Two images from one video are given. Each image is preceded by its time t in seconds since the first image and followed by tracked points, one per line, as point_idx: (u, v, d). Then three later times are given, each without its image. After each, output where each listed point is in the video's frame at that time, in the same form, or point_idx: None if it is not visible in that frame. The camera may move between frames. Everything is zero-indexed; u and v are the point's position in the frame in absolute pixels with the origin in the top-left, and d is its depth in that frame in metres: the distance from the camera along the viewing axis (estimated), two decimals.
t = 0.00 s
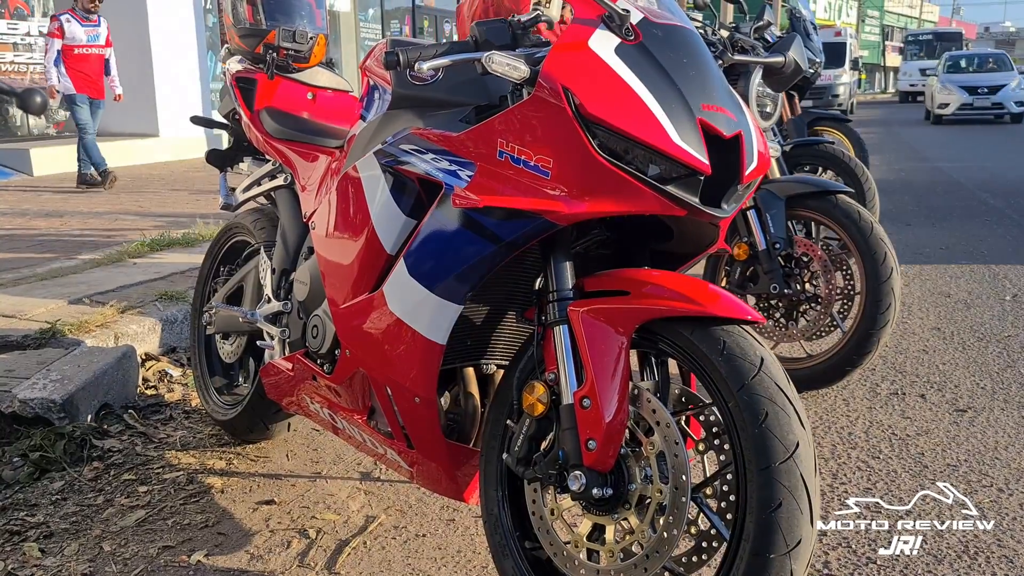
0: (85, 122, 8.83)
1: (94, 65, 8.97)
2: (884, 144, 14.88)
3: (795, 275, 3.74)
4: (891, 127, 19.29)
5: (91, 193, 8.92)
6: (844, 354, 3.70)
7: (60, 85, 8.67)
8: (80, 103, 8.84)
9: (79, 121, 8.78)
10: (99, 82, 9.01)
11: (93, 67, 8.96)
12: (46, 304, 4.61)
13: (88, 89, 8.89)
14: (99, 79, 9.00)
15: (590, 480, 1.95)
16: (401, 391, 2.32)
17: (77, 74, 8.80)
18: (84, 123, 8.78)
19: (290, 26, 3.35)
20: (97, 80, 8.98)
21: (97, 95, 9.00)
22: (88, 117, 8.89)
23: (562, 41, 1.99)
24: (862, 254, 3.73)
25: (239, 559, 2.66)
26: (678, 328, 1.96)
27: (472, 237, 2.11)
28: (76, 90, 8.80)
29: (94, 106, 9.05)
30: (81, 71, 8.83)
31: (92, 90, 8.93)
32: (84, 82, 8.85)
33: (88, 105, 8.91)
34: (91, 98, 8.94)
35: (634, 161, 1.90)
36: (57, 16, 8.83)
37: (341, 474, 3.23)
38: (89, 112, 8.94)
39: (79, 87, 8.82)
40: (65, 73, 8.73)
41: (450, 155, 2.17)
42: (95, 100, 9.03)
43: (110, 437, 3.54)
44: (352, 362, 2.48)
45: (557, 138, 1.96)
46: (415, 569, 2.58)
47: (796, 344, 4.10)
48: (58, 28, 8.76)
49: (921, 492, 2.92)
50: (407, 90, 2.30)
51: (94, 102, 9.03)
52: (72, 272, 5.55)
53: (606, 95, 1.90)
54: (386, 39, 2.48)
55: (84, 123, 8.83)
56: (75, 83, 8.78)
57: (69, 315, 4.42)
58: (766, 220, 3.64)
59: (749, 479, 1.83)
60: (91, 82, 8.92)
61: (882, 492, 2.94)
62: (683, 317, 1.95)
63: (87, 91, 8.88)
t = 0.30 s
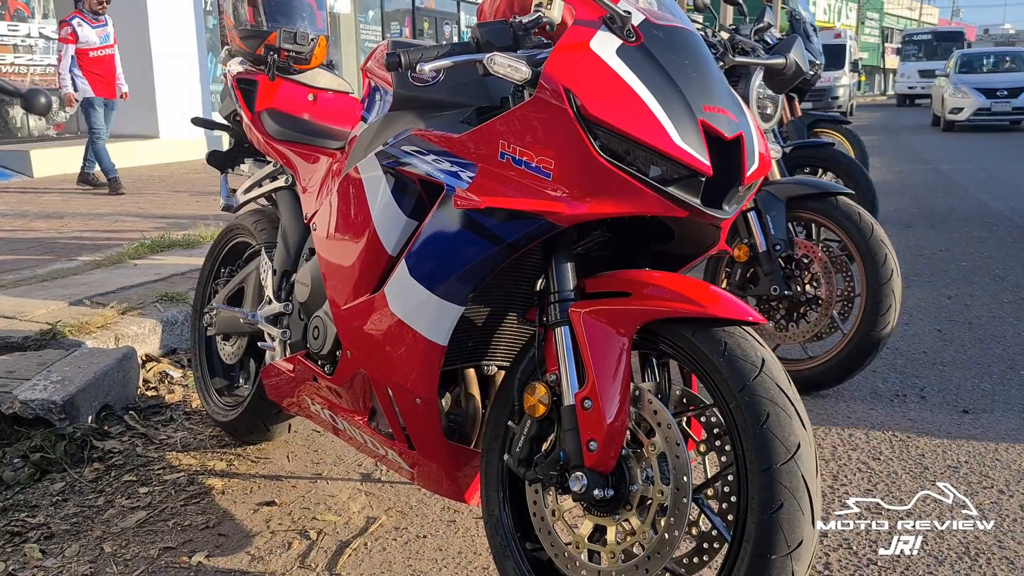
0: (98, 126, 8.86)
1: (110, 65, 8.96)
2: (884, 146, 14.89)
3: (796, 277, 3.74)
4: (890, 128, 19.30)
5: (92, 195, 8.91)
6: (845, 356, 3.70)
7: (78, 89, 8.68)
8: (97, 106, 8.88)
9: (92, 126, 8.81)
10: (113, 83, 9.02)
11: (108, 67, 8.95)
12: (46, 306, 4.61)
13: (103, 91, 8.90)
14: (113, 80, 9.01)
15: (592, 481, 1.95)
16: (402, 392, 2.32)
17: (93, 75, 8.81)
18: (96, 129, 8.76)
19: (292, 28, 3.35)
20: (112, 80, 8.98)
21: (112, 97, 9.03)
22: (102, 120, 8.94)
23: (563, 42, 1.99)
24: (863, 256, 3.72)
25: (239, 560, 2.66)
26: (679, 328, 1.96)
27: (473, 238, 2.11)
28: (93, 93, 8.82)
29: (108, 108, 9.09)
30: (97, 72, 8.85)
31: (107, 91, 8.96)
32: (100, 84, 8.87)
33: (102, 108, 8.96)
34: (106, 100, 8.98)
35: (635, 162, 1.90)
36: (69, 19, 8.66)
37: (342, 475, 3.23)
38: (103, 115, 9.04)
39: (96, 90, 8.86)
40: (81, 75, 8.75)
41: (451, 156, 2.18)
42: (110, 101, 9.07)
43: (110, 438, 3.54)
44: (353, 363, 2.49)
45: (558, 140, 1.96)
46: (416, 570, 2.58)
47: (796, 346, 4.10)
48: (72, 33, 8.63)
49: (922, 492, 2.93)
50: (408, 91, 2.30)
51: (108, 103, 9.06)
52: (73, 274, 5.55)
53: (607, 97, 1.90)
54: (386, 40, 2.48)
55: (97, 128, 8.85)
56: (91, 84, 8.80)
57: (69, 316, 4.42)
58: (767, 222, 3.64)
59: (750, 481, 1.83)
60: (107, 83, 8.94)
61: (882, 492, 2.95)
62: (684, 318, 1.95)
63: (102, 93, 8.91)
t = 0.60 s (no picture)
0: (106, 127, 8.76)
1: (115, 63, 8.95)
2: (884, 148, 14.89)
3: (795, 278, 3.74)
4: (891, 130, 19.30)
5: (92, 197, 8.91)
6: (845, 357, 3.71)
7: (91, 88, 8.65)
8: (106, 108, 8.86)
9: (99, 128, 8.70)
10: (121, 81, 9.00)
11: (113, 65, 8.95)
12: (47, 308, 4.62)
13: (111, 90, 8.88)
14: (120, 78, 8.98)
15: (592, 483, 1.95)
16: (403, 394, 2.33)
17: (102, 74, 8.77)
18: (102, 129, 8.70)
19: (292, 32, 3.37)
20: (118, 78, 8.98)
21: (121, 95, 9.00)
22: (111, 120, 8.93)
23: (563, 44, 2.00)
24: (863, 258, 3.72)
25: (240, 562, 2.66)
26: (679, 329, 1.97)
27: (474, 240, 2.11)
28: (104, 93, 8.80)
29: (119, 106, 9.05)
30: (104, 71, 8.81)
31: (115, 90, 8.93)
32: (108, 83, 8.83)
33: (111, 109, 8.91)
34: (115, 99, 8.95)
35: (635, 164, 1.91)
36: (70, 20, 8.65)
37: (344, 476, 3.24)
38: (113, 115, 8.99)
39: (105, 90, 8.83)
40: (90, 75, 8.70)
41: (451, 158, 2.18)
42: (120, 100, 9.04)
43: (111, 440, 3.54)
44: (353, 365, 2.49)
45: (558, 141, 1.97)
46: (417, 571, 2.59)
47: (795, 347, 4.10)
48: (75, 33, 8.60)
49: (922, 493, 2.94)
50: (409, 93, 2.30)
51: (119, 102, 9.03)
52: (73, 276, 5.56)
53: (607, 98, 1.91)
54: (386, 43, 2.49)
55: (105, 129, 8.77)
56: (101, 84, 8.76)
57: (70, 318, 4.42)
58: (767, 224, 3.65)
59: (751, 482, 1.83)
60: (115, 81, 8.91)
61: (883, 492, 2.96)
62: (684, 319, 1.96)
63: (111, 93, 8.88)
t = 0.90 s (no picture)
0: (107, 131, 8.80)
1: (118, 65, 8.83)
2: (883, 151, 14.91)
3: (794, 281, 3.74)
4: (889, 133, 19.31)
5: (92, 200, 8.91)
6: (843, 359, 3.70)
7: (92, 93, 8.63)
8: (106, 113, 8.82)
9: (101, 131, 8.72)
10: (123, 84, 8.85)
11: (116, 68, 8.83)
12: (46, 310, 4.62)
13: (112, 94, 8.76)
14: (123, 80, 8.84)
15: (591, 485, 1.95)
16: (401, 397, 2.33)
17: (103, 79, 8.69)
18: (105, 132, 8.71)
19: (291, 34, 3.38)
20: (121, 80, 8.84)
21: (124, 99, 8.86)
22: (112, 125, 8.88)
23: (562, 47, 2.00)
24: (861, 260, 3.73)
25: (239, 564, 2.66)
26: (678, 332, 1.97)
27: (473, 242, 2.11)
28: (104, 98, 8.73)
29: (125, 109, 8.93)
30: (105, 76, 8.71)
31: (117, 93, 8.80)
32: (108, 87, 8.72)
33: (111, 114, 8.83)
34: (118, 103, 8.83)
35: (634, 167, 1.91)
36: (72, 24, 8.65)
37: (342, 479, 3.24)
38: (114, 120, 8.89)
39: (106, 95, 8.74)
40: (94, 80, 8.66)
41: (450, 161, 2.19)
42: (125, 103, 8.91)
43: (110, 442, 3.53)
44: (352, 367, 2.49)
45: (557, 144, 1.97)
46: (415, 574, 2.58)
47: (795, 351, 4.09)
48: (76, 37, 8.59)
49: (922, 493, 2.95)
50: (408, 95, 2.31)
51: (122, 106, 8.91)
52: (73, 278, 5.56)
53: (606, 101, 1.91)
54: (385, 46, 2.50)
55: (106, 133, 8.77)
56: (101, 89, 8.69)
57: (69, 321, 4.42)
58: (766, 226, 3.65)
59: (749, 485, 1.83)
60: (116, 85, 8.78)
61: (883, 494, 2.97)
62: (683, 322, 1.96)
63: (112, 97, 8.77)
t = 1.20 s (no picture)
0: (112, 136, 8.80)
1: (125, 72, 8.75)
2: (882, 154, 14.92)
3: (793, 283, 3.74)
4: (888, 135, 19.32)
5: (91, 202, 8.91)
6: (842, 361, 3.70)
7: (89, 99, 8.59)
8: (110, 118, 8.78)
9: (105, 136, 8.74)
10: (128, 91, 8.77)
11: (123, 74, 8.75)
12: (45, 312, 4.62)
13: (115, 100, 8.69)
14: (128, 87, 8.75)
15: (588, 487, 1.95)
16: (400, 398, 2.33)
17: (105, 85, 8.65)
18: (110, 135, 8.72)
19: (290, 35, 3.41)
20: (126, 87, 8.76)
21: (128, 105, 8.78)
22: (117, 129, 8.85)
23: (559, 49, 2.00)
24: (860, 263, 3.73)
25: (237, 567, 2.66)
26: (676, 333, 1.97)
27: (471, 244, 2.11)
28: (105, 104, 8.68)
29: (131, 115, 8.89)
30: (110, 82, 8.65)
31: (120, 100, 8.73)
32: (111, 93, 8.67)
33: (117, 119, 8.80)
34: (121, 109, 8.76)
35: (632, 168, 1.91)
36: (81, 25, 8.63)
37: (340, 481, 3.24)
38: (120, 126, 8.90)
39: (108, 100, 8.68)
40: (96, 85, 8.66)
41: (449, 163, 2.19)
42: (130, 109, 8.84)
43: (109, 445, 3.53)
44: (351, 369, 2.49)
45: (555, 146, 1.97)
46: None
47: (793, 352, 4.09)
48: (82, 38, 8.57)
49: (922, 493, 2.96)
50: (406, 97, 2.31)
51: (129, 112, 8.87)
52: (72, 281, 5.57)
53: (603, 102, 1.91)
54: (383, 47, 2.50)
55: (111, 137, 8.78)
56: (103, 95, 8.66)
57: (68, 323, 4.42)
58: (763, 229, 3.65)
59: (747, 486, 1.83)
60: (120, 91, 8.70)
61: (882, 496, 2.97)
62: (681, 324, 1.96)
63: (114, 103, 8.70)
